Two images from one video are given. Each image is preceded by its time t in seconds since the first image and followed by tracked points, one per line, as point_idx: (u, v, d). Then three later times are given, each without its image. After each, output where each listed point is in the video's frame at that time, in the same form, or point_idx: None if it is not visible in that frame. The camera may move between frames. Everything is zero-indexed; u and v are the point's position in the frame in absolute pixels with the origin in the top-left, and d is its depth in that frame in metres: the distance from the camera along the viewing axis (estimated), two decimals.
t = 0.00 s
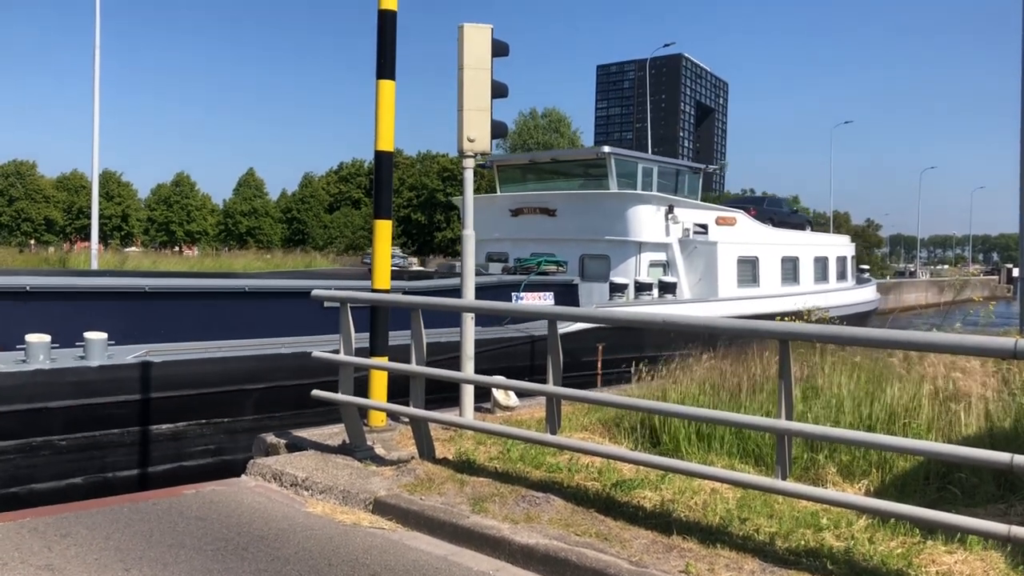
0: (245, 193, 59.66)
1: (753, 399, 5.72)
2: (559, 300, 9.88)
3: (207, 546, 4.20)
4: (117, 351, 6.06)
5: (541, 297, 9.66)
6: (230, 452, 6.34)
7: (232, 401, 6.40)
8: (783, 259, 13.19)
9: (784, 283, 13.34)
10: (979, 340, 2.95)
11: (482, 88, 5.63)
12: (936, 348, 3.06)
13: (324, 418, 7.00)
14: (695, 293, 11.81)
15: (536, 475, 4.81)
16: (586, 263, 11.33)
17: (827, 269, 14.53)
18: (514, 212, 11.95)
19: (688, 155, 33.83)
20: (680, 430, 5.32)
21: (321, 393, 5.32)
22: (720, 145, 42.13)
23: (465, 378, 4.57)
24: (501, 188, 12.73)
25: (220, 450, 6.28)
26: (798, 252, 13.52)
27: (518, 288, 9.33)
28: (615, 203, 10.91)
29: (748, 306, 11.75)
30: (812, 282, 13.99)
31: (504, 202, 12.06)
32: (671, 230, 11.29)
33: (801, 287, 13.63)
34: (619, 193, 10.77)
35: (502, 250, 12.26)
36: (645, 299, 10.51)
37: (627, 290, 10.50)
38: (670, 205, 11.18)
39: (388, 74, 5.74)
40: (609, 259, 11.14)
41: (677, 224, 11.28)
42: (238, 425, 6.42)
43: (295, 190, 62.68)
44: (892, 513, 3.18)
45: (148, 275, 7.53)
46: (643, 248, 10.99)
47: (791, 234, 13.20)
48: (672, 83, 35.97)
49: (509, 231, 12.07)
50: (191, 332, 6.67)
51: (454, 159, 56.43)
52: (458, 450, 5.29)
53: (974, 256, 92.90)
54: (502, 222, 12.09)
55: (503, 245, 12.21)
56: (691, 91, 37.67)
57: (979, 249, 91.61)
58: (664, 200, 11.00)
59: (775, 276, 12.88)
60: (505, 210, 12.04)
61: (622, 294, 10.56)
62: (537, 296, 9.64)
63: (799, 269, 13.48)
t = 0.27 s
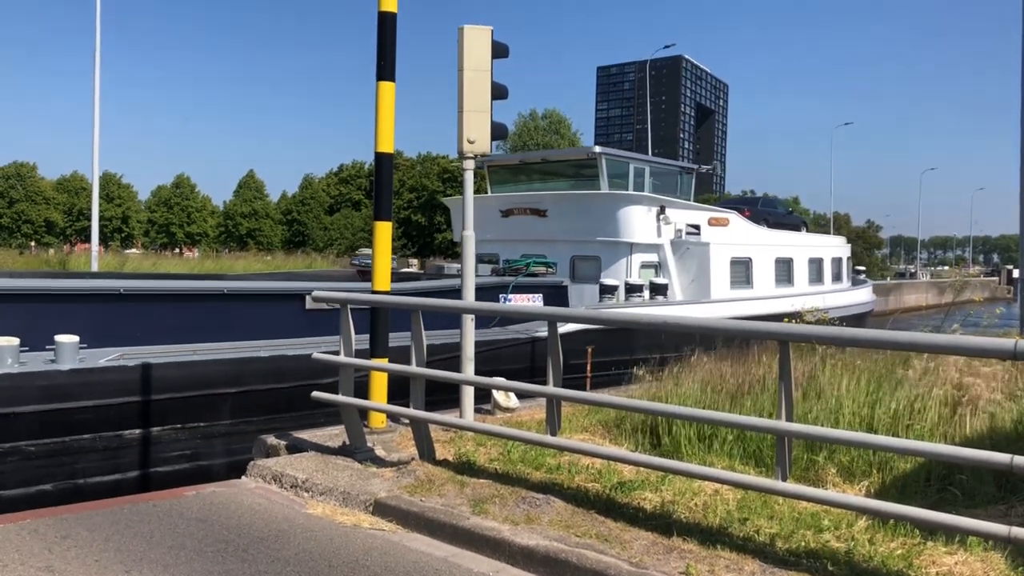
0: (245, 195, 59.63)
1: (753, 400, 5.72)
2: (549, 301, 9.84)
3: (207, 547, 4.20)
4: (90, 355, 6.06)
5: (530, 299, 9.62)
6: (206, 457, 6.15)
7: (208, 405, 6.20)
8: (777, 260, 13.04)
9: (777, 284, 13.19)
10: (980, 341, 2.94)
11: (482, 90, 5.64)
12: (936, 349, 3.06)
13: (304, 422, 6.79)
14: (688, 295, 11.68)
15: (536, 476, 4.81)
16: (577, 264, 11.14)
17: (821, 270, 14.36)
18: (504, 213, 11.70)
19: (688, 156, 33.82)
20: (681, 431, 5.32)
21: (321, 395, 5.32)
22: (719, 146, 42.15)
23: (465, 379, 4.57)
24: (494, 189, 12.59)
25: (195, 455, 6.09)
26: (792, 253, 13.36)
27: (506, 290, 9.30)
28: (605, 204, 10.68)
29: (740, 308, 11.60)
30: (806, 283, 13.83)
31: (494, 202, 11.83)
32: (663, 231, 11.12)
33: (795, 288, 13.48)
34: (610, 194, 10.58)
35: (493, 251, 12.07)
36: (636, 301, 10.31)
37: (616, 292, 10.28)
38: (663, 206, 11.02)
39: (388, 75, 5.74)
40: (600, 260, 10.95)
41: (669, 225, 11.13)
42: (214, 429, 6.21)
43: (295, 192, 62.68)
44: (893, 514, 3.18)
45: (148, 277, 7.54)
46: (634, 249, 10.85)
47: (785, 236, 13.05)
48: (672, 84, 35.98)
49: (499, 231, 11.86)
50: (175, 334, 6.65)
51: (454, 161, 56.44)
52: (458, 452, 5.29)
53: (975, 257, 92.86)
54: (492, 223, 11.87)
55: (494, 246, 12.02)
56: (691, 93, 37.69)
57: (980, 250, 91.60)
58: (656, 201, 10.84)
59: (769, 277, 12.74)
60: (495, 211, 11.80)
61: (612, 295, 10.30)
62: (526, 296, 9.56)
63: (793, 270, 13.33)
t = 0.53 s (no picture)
0: (245, 195, 59.58)
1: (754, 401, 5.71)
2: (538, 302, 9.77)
3: (207, 549, 4.20)
4: (62, 357, 6.14)
5: (519, 300, 9.55)
6: (180, 462, 6.30)
7: (183, 410, 6.36)
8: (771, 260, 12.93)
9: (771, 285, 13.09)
10: (980, 342, 2.94)
11: (482, 91, 5.64)
12: (936, 350, 3.05)
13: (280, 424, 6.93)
14: (680, 296, 11.61)
15: (536, 477, 4.81)
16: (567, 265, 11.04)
17: (816, 271, 14.23)
18: (494, 214, 11.60)
19: (687, 157, 33.82)
20: (682, 433, 5.31)
21: (321, 396, 5.32)
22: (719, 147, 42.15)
23: (465, 380, 4.57)
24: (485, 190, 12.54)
25: (170, 460, 6.23)
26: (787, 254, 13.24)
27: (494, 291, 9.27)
28: (595, 205, 10.56)
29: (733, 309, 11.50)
30: (801, 284, 13.71)
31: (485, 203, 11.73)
32: (654, 231, 11.08)
33: (790, 289, 13.36)
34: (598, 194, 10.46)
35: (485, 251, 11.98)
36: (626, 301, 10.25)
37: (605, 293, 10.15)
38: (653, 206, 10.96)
39: (388, 76, 5.75)
40: (591, 260, 10.85)
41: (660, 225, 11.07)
42: (189, 434, 6.37)
43: (295, 193, 62.60)
44: (893, 515, 3.18)
45: (147, 279, 7.54)
46: (625, 250, 10.80)
47: (780, 236, 12.94)
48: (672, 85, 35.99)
49: (490, 232, 11.76)
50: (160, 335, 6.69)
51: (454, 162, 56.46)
52: (458, 453, 5.28)
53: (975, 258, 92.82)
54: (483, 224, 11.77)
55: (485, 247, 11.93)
56: (691, 94, 37.70)
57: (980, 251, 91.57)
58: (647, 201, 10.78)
59: (763, 278, 12.63)
60: (486, 212, 11.70)
61: (602, 296, 10.17)
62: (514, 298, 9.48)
63: (788, 271, 13.20)
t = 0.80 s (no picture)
0: (246, 196, 59.58)
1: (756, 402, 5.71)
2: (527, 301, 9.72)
3: (208, 548, 4.20)
4: (31, 360, 6.00)
5: (507, 301, 9.52)
6: (156, 466, 6.13)
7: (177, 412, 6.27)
8: (766, 260, 12.77)
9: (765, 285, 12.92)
10: (980, 342, 2.94)
11: (482, 91, 5.64)
12: (937, 349, 3.05)
13: (260, 428, 6.77)
14: (673, 296, 11.47)
15: (537, 478, 4.81)
16: (560, 265, 11.03)
17: (811, 271, 14.05)
18: (484, 214, 11.58)
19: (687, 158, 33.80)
20: (683, 433, 5.31)
21: (321, 396, 5.32)
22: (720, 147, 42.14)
23: (466, 380, 4.56)
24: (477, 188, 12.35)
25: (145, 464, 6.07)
26: (781, 254, 13.08)
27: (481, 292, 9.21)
28: (585, 204, 10.53)
29: (727, 309, 11.34)
30: (796, 284, 13.53)
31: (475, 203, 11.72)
32: (645, 231, 10.94)
33: (784, 289, 13.19)
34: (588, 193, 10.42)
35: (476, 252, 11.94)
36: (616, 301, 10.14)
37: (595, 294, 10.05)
38: (645, 206, 10.84)
39: (389, 76, 5.75)
40: (581, 259, 10.81)
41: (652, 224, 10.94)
42: (165, 437, 6.21)
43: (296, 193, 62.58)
44: (894, 516, 3.18)
45: (147, 279, 7.53)
46: (616, 250, 10.67)
47: (775, 236, 12.79)
48: (673, 86, 35.99)
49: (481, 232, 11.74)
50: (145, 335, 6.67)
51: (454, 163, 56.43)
52: (458, 453, 5.28)
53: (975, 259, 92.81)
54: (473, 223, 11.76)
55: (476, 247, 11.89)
56: (691, 94, 37.71)
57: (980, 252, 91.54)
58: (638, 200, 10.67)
59: (758, 278, 12.47)
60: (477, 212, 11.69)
61: (592, 297, 10.01)
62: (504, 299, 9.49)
63: (782, 271, 13.05)
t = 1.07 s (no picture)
0: (247, 195, 59.57)
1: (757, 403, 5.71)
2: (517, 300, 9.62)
3: (209, 548, 4.20)
4: None
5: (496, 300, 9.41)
6: (128, 470, 6.08)
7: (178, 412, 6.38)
8: (759, 260, 12.65)
9: (759, 285, 12.80)
10: (981, 343, 2.93)
11: (483, 91, 5.64)
12: (939, 350, 3.04)
13: (238, 431, 6.70)
14: (665, 297, 11.36)
15: (538, 477, 4.81)
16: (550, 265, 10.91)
17: (806, 271, 13.92)
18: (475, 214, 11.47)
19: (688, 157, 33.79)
20: (684, 433, 5.31)
21: (322, 396, 5.32)
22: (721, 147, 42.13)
23: (466, 380, 4.56)
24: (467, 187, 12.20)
25: (116, 467, 6.01)
26: (776, 253, 12.96)
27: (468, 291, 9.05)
28: (577, 203, 10.39)
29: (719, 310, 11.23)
30: (790, 284, 13.41)
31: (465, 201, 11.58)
32: (637, 231, 10.85)
33: (779, 289, 13.06)
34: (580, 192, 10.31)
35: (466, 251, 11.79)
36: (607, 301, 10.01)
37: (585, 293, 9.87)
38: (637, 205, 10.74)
39: (390, 76, 5.74)
40: (572, 259, 10.69)
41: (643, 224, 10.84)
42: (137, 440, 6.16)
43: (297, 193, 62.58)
44: (895, 516, 3.18)
45: (147, 279, 7.52)
46: (608, 249, 10.57)
47: (769, 235, 12.66)
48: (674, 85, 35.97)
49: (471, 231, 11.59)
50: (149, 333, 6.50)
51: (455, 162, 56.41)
52: (458, 453, 5.28)
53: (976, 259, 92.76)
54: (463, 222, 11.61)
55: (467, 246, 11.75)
56: (692, 94, 37.70)
57: (981, 252, 91.51)
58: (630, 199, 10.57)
59: (752, 278, 12.35)
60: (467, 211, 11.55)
61: (582, 297, 9.93)
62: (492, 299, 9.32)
63: (776, 271, 12.93)
